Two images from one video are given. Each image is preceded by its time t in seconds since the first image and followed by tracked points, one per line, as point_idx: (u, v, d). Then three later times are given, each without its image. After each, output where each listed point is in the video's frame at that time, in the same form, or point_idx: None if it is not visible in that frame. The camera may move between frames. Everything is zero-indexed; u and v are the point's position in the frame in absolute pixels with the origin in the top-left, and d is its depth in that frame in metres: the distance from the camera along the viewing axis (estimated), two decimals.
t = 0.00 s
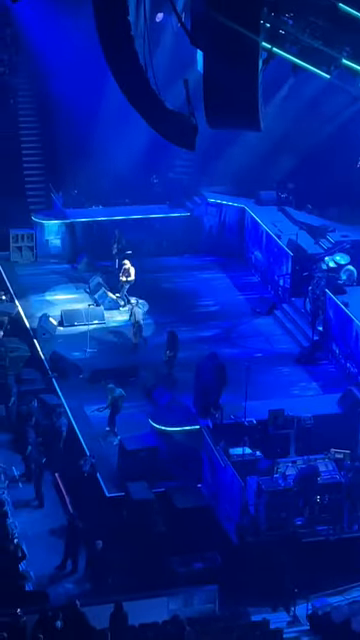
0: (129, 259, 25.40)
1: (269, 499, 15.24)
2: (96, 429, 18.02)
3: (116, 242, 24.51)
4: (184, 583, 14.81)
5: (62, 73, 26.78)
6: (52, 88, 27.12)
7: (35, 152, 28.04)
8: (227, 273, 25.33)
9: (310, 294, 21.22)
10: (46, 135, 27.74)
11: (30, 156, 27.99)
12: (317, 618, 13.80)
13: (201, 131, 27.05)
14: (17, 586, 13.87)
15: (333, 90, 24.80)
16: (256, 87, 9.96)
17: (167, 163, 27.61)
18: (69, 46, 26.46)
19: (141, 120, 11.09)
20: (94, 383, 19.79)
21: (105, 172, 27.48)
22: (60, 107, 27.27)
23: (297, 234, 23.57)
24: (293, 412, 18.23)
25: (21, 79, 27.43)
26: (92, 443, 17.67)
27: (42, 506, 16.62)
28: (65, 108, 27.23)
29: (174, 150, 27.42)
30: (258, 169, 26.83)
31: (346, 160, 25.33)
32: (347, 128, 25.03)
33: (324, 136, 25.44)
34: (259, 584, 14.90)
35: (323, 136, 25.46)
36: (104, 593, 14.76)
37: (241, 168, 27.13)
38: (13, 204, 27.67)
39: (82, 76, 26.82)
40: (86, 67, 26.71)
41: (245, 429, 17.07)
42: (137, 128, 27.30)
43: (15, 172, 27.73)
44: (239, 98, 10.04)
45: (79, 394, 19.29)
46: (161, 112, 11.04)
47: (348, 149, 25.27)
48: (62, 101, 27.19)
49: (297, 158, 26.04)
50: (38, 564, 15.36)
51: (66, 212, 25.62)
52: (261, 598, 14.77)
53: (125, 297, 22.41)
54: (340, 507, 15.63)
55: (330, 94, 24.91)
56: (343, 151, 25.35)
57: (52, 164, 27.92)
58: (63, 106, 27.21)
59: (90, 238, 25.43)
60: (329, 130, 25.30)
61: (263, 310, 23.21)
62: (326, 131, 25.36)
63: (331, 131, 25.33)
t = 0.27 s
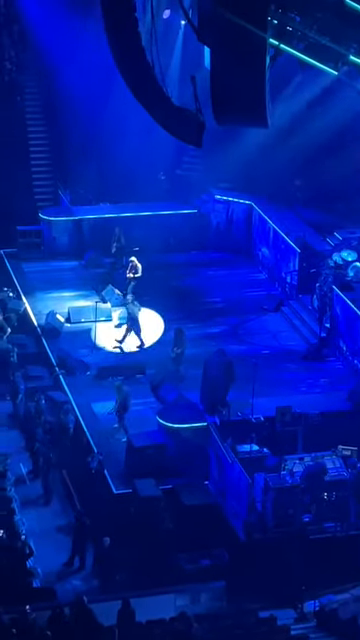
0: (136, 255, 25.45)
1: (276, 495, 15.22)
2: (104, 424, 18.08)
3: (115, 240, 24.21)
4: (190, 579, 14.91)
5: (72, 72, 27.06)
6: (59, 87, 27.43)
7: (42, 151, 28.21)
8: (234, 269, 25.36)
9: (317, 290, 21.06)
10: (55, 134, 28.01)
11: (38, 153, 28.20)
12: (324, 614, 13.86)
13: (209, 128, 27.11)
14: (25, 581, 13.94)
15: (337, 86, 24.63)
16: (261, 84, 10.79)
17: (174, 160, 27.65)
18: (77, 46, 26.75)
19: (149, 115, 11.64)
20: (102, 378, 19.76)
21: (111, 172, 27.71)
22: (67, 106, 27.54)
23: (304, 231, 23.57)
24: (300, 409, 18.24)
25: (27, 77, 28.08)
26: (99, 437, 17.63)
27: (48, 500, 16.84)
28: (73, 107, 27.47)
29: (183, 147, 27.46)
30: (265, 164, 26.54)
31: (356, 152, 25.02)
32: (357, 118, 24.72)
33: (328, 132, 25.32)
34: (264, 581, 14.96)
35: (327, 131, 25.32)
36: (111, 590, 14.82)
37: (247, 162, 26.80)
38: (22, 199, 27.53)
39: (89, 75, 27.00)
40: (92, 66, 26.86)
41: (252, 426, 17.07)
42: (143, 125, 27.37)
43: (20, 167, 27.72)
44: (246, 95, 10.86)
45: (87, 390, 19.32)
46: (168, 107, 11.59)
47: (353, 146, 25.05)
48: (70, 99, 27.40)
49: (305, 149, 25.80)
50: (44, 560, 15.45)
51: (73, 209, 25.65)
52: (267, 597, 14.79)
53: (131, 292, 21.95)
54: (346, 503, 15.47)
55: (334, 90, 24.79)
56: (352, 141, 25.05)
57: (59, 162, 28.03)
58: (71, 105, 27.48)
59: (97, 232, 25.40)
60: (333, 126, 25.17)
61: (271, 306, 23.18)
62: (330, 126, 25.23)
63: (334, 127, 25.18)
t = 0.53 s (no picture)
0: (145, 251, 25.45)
1: (284, 491, 15.14)
2: (112, 419, 18.11)
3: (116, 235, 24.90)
4: (198, 575, 14.97)
5: (82, 66, 27.12)
6: (69, 85, 27.52)
7: (50, 148, 28.02)
8: (243, 265, 25.36)
9: (326, 286, 21.10)
10: (62, 128, 27.90)
11: (47, 148, 28.01)
12: (332, 611, 13.90)
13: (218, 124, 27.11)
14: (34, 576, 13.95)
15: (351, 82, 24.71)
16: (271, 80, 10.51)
17: (183, 155, 27.50)
18: (87, 43, 26.92)
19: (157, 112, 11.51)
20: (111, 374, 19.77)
21: (123, 170, 27.85)
22: (76, 104, 27.63)
23: (313, 226, 23.57)
24: (308, 405, 18.25)
25: (36, 70, 27.65)
26: (108, 435, 17.59)
27: (58, 494, 16.99)
28: (82, 105, 27.55)
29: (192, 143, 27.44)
30: (274, 160, 26.52)
31: None
32: None
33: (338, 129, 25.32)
34: (272, 579, 15.14)
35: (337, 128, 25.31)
36: (120, 586, 14.89)
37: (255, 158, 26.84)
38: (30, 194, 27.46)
39: (97, 71, 27.16)
40: (102, 61, 27.02)
41: (260, 422, 17.10)
42: (151, 118, 27.48)
43: (27, 160, 27.72)
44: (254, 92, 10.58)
45: (96, 386, 19.33)
46: (176, 103, 11.48)
47: None
48: (79, 94, 27.47)
49: (315, 143, 25.78)
50: (53, 556, 15.53)
51: (82, 204, 25.64)
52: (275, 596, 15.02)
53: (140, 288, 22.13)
54: (356, 502, 15.47)
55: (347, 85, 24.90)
56: None
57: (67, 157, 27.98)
58: (81, 99, 27.50)
59: (104, 229, 25.24)
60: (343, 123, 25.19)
61: (279, 302, 23.16)
62: (341, 123, 25.23)
63: (345, 124, 25.18)
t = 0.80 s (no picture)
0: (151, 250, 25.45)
1: (290, 490, 15.18)
2: (118, 417, 18.13)
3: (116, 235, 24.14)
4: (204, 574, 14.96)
5: (90, 65, 27.09)
6: (75, 85, 27.58)
7: (57, 147, 28.00)
8: (249, 264, 25.35)
9: (331, 285, 21.05)
10: (70, 128, 27.96)
11: (54, 147, 27.97)
12: (338, 609, 13.89)
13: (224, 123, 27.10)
14: (40, 574, 13.95)
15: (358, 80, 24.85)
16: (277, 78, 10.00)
17: (190, 154, 27.39)
18: (93, 44, 26.93)
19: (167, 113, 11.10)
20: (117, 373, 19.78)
21: (131, 168, 27.71)
22: (83, 104, 27.66)
23: (319, 225, 23.57)
24: (314, 404, 18.27)
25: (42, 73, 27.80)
26: (114, 434, 17.59)
27: (65, 491, 17.04)
28: (89, 104, 27.57)
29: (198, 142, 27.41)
30: (284, 157, 26.57)
31: None
32: None
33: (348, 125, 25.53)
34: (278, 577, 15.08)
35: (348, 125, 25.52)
36: (125, 584, 14.87)
37: (262, 157, 26.80)
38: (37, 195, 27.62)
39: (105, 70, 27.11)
40: (110, 61, 27.00)
41: (266, 420, 17.10)
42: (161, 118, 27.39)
43: (34, 159, 27.73)
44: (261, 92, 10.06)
45: (102, 385, 19.33)
46: (182, 101, 11.07)
47: None
48: (87, 93, 27.45)
49: (326, 144, 25.88)
50: (59, 554, 15.53)
51: (88, 204, 25.52)
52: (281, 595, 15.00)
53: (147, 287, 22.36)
54: None
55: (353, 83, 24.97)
56: None
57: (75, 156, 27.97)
58: (89, 99, 27.51)
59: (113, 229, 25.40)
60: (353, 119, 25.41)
61: (285, 301, 23.16)
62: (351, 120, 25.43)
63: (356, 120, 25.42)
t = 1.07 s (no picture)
0: (157, 249, 25.43)
1: (295, 490, 15.32)
2: (124, 417, 18.12)
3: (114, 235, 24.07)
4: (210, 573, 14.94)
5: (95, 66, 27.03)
6: (81, 86, 27.48)
7: (63, 147, 28.00)
8: (255, 263, 25.34)
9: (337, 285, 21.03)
10: (76, 128, 27.94)
11: (60, 147, 27.99)
12: (344, 608, 13.87)
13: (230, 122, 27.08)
14: (45, 574, 13.92)
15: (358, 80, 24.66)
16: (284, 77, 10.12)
17: (193, 152, 27.75)
18: (99, 45, 26.86)
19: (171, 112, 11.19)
20: (122, 373, 19.77)
21: (135, 168, 27.82)
22: (88, 105, 27.59)
23: (324, 225, 23.56)
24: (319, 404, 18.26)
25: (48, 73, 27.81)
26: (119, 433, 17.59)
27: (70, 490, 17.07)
28: (94, 105, 27.53)
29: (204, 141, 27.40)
30: (290, 158, 26.63)
31: None
32: None
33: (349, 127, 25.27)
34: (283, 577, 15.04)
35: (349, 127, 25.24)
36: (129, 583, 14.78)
37: (268, 160, 27.01)
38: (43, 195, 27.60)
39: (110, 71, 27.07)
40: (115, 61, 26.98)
41: (272, 420, 17.08)
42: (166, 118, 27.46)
43: (41, 158, 27.69)
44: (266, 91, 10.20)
45: (107, 384, 19.32)
46: (187, 101, 11.09)
47: None
48: (91, 93, 27.44)
49: (335, 141, 25.62)
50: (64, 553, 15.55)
51: (94, 204, 25.46)
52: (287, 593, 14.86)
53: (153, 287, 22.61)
54: None
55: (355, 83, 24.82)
56: None
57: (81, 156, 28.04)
58: (95, 99, 27.47)
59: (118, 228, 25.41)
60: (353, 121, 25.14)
61: (291, 301, 23.16)
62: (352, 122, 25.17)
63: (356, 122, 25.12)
